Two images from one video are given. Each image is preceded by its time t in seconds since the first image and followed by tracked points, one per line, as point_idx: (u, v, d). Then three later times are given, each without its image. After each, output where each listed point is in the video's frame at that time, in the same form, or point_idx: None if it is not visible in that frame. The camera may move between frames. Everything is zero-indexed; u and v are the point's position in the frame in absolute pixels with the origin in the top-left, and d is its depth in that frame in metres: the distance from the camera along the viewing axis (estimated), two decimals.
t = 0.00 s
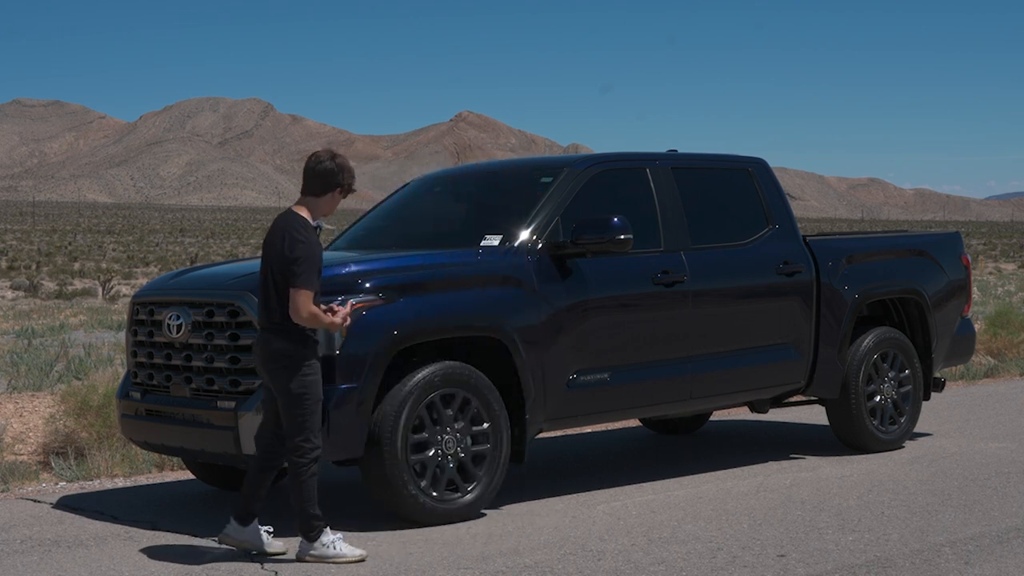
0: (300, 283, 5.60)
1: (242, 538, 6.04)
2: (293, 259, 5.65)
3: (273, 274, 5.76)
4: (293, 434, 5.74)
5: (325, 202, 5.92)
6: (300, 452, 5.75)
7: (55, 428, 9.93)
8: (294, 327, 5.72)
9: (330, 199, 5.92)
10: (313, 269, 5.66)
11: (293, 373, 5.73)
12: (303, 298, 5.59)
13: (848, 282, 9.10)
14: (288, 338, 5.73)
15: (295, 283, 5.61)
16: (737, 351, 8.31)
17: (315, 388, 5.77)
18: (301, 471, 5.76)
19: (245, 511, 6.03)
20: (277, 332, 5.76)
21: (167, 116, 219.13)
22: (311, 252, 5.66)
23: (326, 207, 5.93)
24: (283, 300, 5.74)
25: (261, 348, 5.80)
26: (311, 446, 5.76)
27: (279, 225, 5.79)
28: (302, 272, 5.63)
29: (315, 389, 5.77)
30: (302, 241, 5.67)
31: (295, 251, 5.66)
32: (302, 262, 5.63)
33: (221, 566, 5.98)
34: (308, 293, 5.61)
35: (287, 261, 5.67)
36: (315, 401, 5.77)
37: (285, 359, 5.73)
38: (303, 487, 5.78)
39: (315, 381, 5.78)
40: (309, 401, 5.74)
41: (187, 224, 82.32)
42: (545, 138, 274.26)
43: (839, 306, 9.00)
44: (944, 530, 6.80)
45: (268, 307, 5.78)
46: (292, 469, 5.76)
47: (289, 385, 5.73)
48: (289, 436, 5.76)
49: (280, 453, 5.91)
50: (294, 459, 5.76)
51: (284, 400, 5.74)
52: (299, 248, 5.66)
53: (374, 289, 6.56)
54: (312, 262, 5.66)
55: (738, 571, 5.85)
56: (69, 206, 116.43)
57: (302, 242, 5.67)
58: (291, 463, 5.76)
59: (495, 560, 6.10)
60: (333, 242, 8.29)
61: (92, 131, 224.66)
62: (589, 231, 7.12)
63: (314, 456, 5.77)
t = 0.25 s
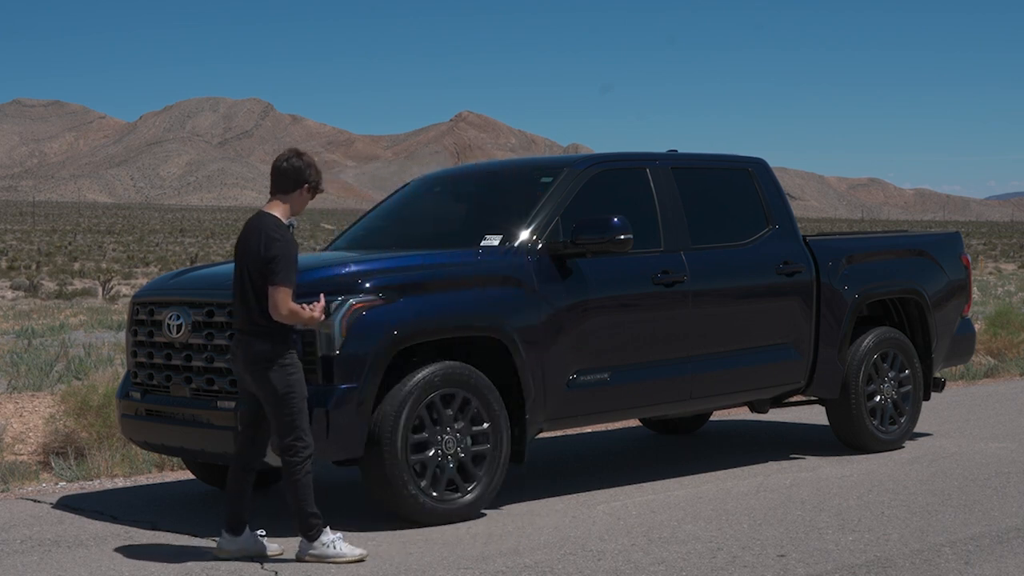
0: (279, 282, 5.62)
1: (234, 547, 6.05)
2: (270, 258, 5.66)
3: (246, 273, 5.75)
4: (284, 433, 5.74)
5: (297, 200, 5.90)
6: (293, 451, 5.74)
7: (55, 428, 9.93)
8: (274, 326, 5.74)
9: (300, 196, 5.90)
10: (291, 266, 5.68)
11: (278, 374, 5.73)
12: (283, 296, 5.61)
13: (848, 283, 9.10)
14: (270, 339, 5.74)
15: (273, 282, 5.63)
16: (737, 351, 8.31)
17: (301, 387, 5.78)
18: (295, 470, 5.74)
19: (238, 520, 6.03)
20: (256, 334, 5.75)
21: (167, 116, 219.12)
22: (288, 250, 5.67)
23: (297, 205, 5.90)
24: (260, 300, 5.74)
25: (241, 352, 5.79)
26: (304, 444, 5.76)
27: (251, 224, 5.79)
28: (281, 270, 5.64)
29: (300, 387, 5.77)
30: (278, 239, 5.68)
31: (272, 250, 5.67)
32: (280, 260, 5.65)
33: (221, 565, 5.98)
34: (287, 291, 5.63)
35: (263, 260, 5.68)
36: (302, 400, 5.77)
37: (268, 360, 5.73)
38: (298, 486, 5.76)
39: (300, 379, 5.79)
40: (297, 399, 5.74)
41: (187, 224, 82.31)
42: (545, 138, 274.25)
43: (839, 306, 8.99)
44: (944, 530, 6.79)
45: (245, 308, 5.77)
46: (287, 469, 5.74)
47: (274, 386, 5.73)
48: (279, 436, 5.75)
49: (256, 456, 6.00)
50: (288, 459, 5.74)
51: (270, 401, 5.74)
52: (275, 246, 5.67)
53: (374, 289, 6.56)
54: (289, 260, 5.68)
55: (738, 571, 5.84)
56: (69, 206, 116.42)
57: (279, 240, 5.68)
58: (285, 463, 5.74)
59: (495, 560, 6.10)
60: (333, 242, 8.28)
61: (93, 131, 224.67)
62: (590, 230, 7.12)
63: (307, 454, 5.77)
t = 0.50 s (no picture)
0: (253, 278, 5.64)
1: (234, 547, 6.05)
2: (243, 254, 5.67)
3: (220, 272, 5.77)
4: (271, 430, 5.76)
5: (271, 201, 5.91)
6: (284, 447, 5.77)
7: (55, 428, 9.93)
8: (249, 324, 5.76)
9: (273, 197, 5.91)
10: (265, 262, 5.69)
11: (259, 372, 5.75)
12: (257, 293, 5.63)
13: (848, 282, 9.10)
14: (249, 338, 5.76)
15: (247, 279, 5.65)
16: (737, 351, 8.31)
17: (283, 383, 5.80)
18: (285, 467, 5.77)
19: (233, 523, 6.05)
20: (233, 334, 5.79)
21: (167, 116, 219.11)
22: (261, 246, 5.68)
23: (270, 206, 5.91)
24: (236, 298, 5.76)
25: (221, 353, 5.82)
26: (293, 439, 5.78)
27: (225, 223, 5.81)
28: (254, 266, 5.66)
29: (283, 384, 5.79)
30: (250, 236, 5.69)
31: (244, 247, 5.68)
32: (252, 257, 5.66)
33: (221, 566, 5.98)
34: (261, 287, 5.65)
35: (237, 257, 5.69)
36: (286, 396, 5.80)
37: (248, 359, 5.75)
38: (289, 482, 5.79)
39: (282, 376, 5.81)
40: (280, 396, 5.76)
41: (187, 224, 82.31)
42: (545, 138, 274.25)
43: (839, 306, 8.99)
44: (944, 530, 6.79)
45: (222, 308, 5.79)
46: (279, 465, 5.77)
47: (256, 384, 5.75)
48: (268, 433, 5.78)
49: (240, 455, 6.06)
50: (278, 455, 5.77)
51: (253, 400, 5.76)
52: (248, 243, 5.68)
53: (374, 289, 6.56)
54: (262, 255, 5.68)
55: (738, 571, 5.84)
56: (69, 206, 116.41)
57: (251, 237, 5.69)
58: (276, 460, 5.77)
59: (495, 559, 6.10)
60: (333, 242, 8.28)
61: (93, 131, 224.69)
62: (590, 230, 7.12)
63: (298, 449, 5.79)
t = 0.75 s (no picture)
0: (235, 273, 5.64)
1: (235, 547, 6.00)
2: (225, 250, 5.68)
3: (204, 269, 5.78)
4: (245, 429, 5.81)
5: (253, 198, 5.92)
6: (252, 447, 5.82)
7: (55, 428, 9.93)
8: (234, 321, 5.76)
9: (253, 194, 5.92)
10: (247, 257, 5.69)
11: (242, 371, 5.77)
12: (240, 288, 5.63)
13: (848, 282, 9.10)
14: (233, 335, 5.77)
15: (229, 274, 5.65)
16: (737, 351, 8.31)
17: (264, 385, 5.83)
18: (247, 465, 5.82)
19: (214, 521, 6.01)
20: (217, 329, 5.79)
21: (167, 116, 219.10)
22: (242, 241, 5.69)
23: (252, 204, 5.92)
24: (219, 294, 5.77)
25: (205, 347, 5.82)
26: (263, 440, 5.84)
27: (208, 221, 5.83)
28: (235, 261, 5.66)
29: (264, 384, 5.83)
30: (231, 232, 5.71)
31: (225, 243, 5.69)
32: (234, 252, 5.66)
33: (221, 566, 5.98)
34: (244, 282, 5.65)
35: (219, 253, 5.70)
36: (265, 396, 5.83)
37: (229, 356, 5.76)
38: (242, 480, 5.84)
39: (263, 377, 5.84)
40: (260, 397, 5.80)
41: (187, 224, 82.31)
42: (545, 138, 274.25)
43: (839, 306, 8.99)
44: (944, 530, 6.79)
45: (206, 303, 5.79)
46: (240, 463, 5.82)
47: (237, 382, 5.76)
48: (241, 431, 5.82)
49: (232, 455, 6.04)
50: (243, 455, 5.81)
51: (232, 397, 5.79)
52: (230, 239, 5.69)
53: (374, 289, 6.56)
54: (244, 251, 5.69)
55: (738, 571, 5.84)
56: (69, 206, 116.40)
57: (232, 233, 5.70)
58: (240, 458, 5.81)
59: (495, 560, 6.10)
60: (333, 242, 8.29)
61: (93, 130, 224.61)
62: (590, 231, 7.12)
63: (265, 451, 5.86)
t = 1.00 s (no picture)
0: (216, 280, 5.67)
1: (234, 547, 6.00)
2: (206, 257, 5.70)
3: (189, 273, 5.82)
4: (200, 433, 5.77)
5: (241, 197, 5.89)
6: (203, 452, 5.77)
7: (55, 428, 9.93)
8: (210, 325, 5.77)
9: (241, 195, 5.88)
10: (229, 263, 5.71)
11: (208, 374, 5.76)
12: (221, 295, 5.66)
13: (848, 282, 9.10)
14: (205, 338, 5.78)
15: (212, 281, 5.68)
16: (737, 351, 8.31)
17: (226, 392, 5.77)
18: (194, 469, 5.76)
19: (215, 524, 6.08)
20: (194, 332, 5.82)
21: (167, 116, 219.11)
22: (223, 247, 5.71)
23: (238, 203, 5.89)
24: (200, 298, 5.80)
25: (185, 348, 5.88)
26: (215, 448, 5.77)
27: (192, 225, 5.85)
28: (218, 268, 5.68)
29: (227, 391, 5.78)
30: (211, 237, 5.71)
31: (206, 249, 5.70)
32: (216, 259, 5.69)
33: (221, 566, 5.98)
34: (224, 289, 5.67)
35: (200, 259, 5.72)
36: (226, 403, 5.78)
37: (199, 358, 5.78)
38: (191, 485, 5.78)
39: (232, 385, 5.79)
40: (218, 402, 5.76)
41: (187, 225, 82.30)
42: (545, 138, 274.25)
43: (838, 306, 9.00)
44: (944, 530, 6.80)
45: (190, 308, 5.84)
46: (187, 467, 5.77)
47: (201, 385, 5.77)
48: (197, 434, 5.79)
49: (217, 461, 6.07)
50: (194, 458, 5.77)
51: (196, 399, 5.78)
52: (208, 244, 5.70)
53: (374, 289, 6.56)
54: (223, 257, 5.70)
55: (738, 571, 5.84)
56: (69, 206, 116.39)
57: (211, 238, 5.71)
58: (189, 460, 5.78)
59: (495, 560, 6.10)
60: (333, 242, 8.29)
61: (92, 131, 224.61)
62: (590, 230, 7.12)
63: (215, 459, 5.78)
